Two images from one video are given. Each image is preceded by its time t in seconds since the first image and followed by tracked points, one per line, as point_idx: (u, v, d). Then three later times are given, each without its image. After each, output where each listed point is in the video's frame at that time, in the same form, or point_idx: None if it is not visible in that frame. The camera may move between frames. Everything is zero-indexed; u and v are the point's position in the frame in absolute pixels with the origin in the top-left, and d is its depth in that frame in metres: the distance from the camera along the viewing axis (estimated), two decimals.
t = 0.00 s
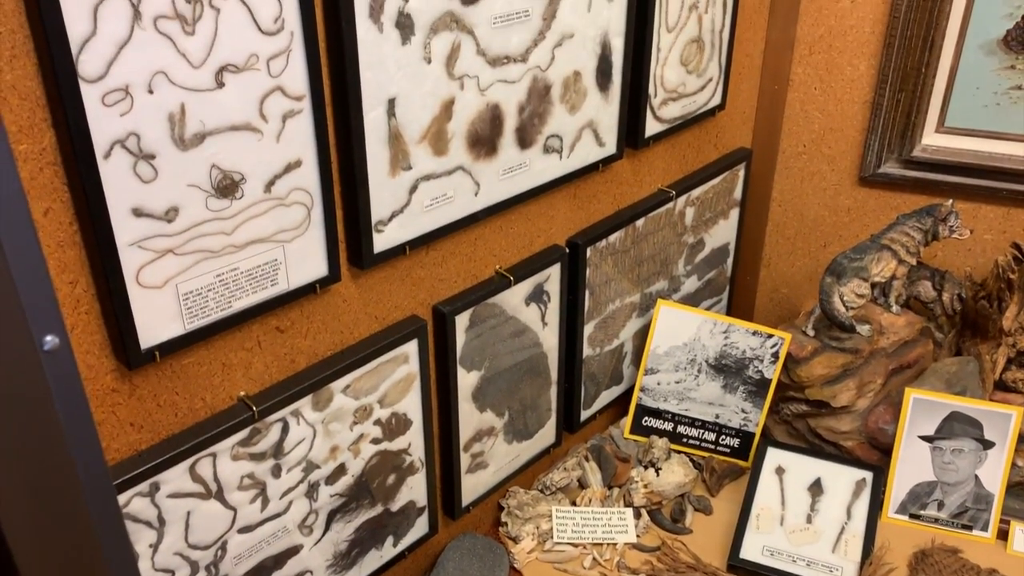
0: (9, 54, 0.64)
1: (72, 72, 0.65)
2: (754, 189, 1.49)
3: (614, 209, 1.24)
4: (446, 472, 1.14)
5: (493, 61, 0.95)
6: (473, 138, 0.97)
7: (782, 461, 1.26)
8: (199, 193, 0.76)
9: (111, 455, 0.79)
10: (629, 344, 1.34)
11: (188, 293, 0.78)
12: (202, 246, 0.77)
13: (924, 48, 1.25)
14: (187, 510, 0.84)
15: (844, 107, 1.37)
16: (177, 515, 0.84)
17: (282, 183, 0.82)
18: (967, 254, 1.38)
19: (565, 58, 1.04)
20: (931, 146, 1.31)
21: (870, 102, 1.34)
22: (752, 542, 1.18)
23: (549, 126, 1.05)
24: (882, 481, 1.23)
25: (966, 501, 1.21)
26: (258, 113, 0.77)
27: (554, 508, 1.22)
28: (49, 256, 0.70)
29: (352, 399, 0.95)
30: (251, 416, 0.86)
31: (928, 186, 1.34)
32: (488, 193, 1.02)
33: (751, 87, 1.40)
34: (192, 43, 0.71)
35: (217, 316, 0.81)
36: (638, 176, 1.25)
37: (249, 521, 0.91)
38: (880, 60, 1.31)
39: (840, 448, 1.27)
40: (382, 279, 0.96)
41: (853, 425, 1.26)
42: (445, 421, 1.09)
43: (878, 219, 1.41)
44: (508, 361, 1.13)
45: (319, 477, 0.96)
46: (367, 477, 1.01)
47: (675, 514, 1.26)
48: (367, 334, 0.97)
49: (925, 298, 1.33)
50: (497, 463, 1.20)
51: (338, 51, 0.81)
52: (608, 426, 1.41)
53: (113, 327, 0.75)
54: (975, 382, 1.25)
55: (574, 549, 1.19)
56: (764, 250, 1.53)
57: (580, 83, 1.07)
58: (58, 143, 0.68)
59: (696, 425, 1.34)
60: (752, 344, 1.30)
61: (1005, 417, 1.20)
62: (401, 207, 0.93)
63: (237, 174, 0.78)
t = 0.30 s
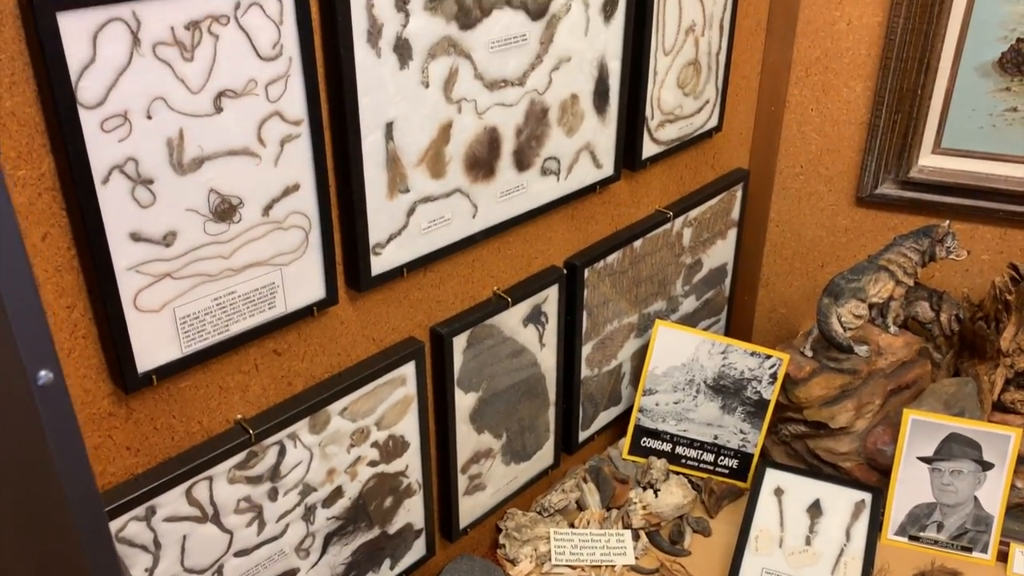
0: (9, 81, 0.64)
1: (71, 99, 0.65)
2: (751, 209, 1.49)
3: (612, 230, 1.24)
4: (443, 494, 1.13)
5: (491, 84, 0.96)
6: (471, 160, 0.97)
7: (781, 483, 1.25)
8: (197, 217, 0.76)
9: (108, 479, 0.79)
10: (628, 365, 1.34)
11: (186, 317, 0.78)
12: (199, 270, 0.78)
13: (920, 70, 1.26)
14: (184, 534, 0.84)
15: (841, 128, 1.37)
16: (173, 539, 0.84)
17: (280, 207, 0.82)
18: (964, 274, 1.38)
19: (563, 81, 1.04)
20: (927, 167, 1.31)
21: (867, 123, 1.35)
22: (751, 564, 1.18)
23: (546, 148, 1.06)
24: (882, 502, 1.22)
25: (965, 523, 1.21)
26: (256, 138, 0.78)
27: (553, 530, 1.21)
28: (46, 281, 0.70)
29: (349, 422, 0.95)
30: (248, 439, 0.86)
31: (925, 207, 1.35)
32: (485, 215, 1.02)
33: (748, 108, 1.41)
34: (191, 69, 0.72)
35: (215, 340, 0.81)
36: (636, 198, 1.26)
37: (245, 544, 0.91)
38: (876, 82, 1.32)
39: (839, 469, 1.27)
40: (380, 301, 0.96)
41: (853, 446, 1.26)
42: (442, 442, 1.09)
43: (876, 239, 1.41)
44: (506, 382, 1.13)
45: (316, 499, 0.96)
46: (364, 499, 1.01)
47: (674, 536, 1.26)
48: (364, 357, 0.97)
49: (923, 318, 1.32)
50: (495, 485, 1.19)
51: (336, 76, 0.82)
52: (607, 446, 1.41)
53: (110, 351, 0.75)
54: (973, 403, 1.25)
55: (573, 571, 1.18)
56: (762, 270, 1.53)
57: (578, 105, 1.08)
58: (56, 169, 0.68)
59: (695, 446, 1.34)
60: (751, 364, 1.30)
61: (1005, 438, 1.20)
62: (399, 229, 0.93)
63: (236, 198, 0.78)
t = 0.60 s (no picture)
0: (14, 122, 0.65)
1: (74, 139, 0.66)
2: (750, 237, 1.50)
3: (611, 259, 1.25)
4: (442, 524, 1.13)
5: (491, 118, 0.97)
6: (470, 193, 0.98)
7: (781, 511, 1.25)
8: (199, 253, 0.76)
9: (107, 513, 0.79)
10: (628, 393, 1.34)
11: (187, 351, 0.78)
12: (201, 305, 0.78)
13: (916, 101, 1.27)
14: (182, 567, 0.84)
15: (838, 157, 1.38)
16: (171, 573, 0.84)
17: (281, 241, 0.82)
18: (962, 302, 1.39)
19: (562, 114, 1.05)
20: (924, 196, 1.32)
21: (865, 153, 1.36)
22: None
23: (546, 180, 1.07)
24: (882, 531, 1.22)
25: (965, 553, 1.21)
26: (258, 175, 0.78)
27: (552, 560, 1.20)
28: (48, 318, 0.71)
29: (348, 453, 0.95)
30: (248, 472, 0.86)
31: (922, 235, 1.35)
32: (485, 246, 1.03)
33: (746, 137, 1.42)
34: (194, 108, 0.73)
35: (215, 374, 0.82)
36: (635, 227, 1.27)
37: None
38: (873, 112, 1.33)
39: (839, 498, 1.27)
40: (380, 332, 0.97)
41: (852, 475, 1.26)
42: (442, 472, 1.09)
43: (874, 267, 1.42)
44: (506, 412, 1.14)
45: (315, 531, 0.96)
46: (363, 531, 1.01)
47: (674, 565, 1.25)
48: (364, 388, 0.98)
49: (921, 347, 1.33)
50: (494, 514, 1.19)
51: (338, 112, 0.83)
52: (607, 474, 1.41)
53: (111, 386, 0.75)
54: (972, 432, 1.25)
55: None
56: (761, 297, 1.53)
57: (577, 137, 1.09)
58: (60, 207, 0.69)
59: (694, 474, 1.34)
60: (750, 393, 1.30)
61: (1005, 467, 1.20)
62: (399, 261, 0.94)
63: (237, 233, 0.79)
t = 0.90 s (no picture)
0: (20, 159, 0.66)
1: (80, 175, 0.67)
2: (750, 265, 1.50)
3: (612, 287, 1.25)
4: (442, 554, 1.13)
5: (492, 150, 0.98)
6: (472, 224, 0.99)
7: (782, 542, 1.25)
8: (202, 286, 0.77)
9: (107, 546, 0.79)
10: (628, 421, 1.34)
11: (188, 384, 0.79)
12: (203, 338, 0.78)
13: (915, 131, 1.28)
14: None
15: (837, 187, 1.39)
16: None
17: (284, 274, 0.83)
18: (962, 331, 1.39)
19: (563, 145, 1.06)
20: (923, 226, 1.33)
21: (864, 182, 1.36)
22: None
23: (547, 211, 1.08)
24: (884, 562, 1.22)
25: None
26: (262, 209, 0.79)
27: None
28: (51, 352, 0.71)
29: (348, 484, 0.95)
30: (248, 504, 0.86)
31: (922, 264, 1.36)
32: (486, 277, 1.03)
33: (745, 166, 1.43)
34: (199, 143, 0.73)
35: (216, 406, 0.82)
36: (636, 255, 1.27)
37: None
38: (872, 142, 1.34)
39: (840, 528, 1.26)
40: (380, 363, 0.97)
41: (853, 505, 1.25)
42: (442, 502, 1.09)
43: (875, 296, 1.42)
44: (507, 441, 1.14)
45: (315, 562, 0.95)
46: (362, 562, 1.00)
47: None
48: (365, 419, 0.98)
49: (922, 375, 1.33)
50: (494, 544, 1.19)
51: (341, 147, 0.84)
52: (607, 503, 1.41)
53: (113, 419, 0.75)
54: (974, 462, 1.25)
55: None
56: (762, 325, 1.53)
57: (577, 168, 1.10)
58: (65, 242, 0.70)
59: (695, 503, 1.33)
60: (751, 422, 1.30)
61: (1005, 498, 1.19)
62: (400, 293, 0.94)
63: (240, 267, 0.79)
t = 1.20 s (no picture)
0: (23, 188, 0.66)
1: (83, 204, 0.67)
2: (750, 288, 1.50)
3: (613, 311, 1.25)
4: None
5: (493, 176, 0.98)
6: (472, 249, 0.99)
7: (783, 568, 1.23)
8: (203, 313, 0.77)
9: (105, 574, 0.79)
10: (628, 446, 1.34)
11: (188, 411, 0.79)
12: (204, 365, 0.78)
13: (914, 156, 1.29)
14: None
15: (837, 210, 1.39)
16: None
17: (284, 300, 0.83)
18: (963, 354, 1.39)
19: (563, 171, 1.07)
20: (923, 250, 1.33)
21: (864, 207, 1.37)
22: None
23: (547, 235, 1.08)
24: None
25: None
26: (263, 236, 0.79)
27: None
28: (51, 379, 0.71)
29: (347, 511, 0.95)
30: (247, 530, 0.86)
31: (921, 288, 1.36)
32: (486, 302, 1.03)
33: (745, 190, 1.43)
34: (201, 171, 0.74)
35: (216, 433, 0.82)
36: (636, 279, 1.27)
37: None
38: (871, 167, 1.34)
39: (841, 553, 1.26)
40: (380, 389, 0.97)
41: (854, 530, 1.25)
42: (441, 527, 1.08)
43: (875, 320, 1.42)
44: (507, 466, 1.13)
45: None
46: None
47: None
48: (364, 444, 0.97)
49: (923, 400, 1.33)
50: (494, 570, 1.18)
51: (343, 174, 0.84)
52: (607, 528, 1.40)
53: (112, 447, 0.75)
54: (976, 488, 1.24)
55: None
56: (762, 348, 1.53)
57: (577, 193, 1.10)
58: (66, 270, 0.70)
59: (696, 528, 1.33)
60: (751, 447, 1.30)
61: (1008, 524, 1.19)
62: (400, 318, 0.94)
63: (241, 294, 0.79)
